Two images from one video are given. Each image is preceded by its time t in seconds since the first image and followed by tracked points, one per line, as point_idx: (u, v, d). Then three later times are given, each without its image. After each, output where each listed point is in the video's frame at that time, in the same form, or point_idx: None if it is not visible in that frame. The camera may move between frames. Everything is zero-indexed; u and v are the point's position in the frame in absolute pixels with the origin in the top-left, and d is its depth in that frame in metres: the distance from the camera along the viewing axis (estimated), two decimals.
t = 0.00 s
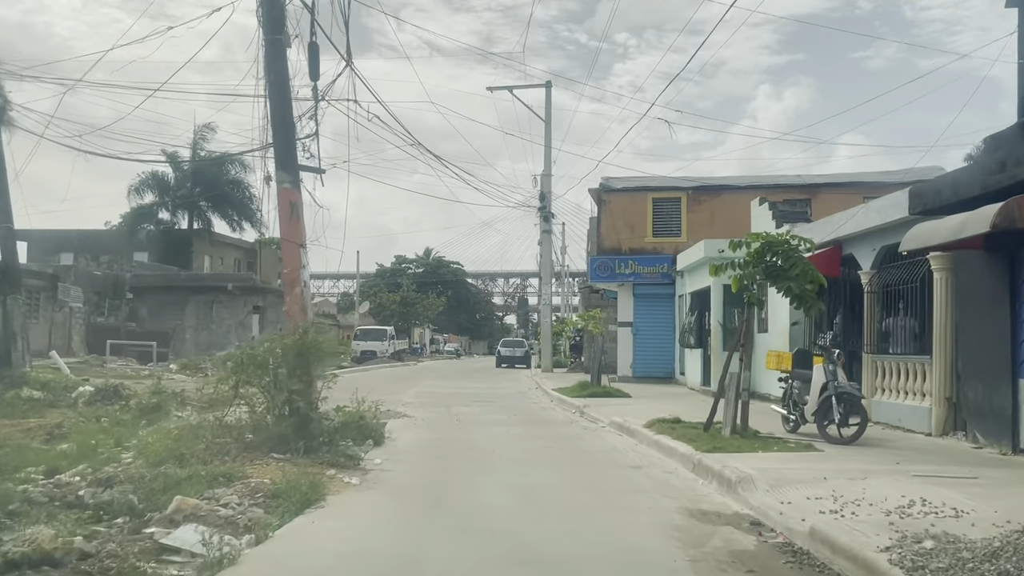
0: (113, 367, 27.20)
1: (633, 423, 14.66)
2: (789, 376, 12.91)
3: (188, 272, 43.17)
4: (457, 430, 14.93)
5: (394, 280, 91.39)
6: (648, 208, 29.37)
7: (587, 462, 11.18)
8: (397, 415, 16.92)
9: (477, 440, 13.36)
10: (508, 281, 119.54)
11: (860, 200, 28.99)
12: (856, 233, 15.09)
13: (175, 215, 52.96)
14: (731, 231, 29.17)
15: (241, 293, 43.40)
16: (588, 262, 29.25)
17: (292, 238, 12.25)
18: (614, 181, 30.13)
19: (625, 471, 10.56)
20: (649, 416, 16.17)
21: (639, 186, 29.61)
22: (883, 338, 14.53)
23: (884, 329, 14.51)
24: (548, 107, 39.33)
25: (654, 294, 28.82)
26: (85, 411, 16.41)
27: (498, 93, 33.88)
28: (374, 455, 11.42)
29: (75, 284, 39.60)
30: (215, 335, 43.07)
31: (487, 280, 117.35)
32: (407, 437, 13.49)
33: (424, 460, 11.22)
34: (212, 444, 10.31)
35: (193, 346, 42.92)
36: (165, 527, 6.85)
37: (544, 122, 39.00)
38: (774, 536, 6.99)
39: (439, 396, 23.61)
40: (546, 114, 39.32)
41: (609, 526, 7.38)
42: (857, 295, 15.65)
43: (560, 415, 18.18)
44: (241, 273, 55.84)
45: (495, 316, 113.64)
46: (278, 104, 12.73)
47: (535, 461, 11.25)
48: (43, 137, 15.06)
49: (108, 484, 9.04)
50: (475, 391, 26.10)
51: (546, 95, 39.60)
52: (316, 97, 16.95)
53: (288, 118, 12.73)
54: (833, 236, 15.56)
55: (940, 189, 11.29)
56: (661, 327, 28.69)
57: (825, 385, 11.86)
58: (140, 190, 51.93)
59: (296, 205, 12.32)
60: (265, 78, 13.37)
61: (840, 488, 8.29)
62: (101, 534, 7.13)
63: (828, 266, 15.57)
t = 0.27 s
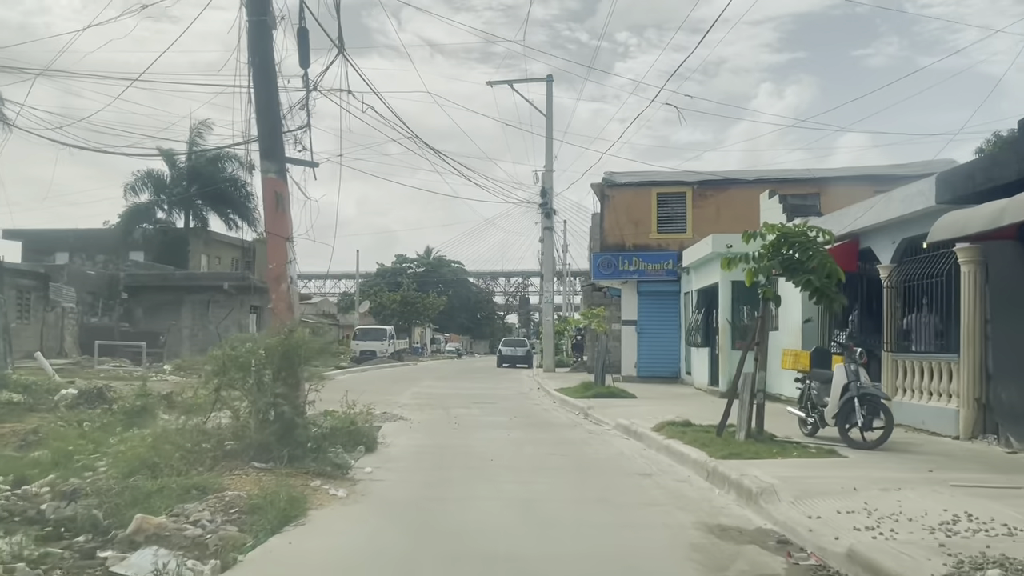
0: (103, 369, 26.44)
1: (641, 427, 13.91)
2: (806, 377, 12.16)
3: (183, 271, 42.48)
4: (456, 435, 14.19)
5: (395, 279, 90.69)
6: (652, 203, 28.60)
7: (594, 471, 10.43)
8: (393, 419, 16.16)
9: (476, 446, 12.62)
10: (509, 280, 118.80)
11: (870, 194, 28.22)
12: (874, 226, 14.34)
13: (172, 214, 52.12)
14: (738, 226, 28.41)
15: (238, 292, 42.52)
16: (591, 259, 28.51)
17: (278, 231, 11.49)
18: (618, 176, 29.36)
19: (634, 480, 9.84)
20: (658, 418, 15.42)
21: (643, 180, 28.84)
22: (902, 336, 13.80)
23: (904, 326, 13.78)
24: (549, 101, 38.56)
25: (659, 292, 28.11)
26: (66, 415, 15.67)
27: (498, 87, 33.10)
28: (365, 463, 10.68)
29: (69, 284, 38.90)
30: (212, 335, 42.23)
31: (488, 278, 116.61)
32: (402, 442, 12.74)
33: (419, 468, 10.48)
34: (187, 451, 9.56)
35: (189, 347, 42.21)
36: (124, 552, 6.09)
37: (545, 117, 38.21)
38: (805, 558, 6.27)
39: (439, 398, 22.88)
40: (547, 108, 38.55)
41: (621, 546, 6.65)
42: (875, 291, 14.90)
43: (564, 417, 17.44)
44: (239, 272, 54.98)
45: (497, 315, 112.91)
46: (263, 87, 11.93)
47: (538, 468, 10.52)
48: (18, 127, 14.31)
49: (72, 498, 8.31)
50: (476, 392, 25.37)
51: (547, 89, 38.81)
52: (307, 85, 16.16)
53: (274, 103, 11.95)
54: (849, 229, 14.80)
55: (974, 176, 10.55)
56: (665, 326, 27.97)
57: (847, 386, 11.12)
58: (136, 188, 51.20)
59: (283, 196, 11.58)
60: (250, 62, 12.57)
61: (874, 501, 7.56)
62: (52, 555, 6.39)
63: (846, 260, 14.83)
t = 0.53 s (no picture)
0: (94, 372, 25.71)
1: (650, 431, 13.18)
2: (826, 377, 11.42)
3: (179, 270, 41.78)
4: (455, 439, 13.45)
5: (396, 279, 89.93)
6: (658, 198, 27.83)
7: (602, 480, 9.70)
8: (389, 422, 15.43)
9: (475, 451, 11.88)
10: (511, 279, 118.03)
11: (882, 187, 27.44)
12: (896, 218, 13.59)
13: (170, 213, 51.35)
14: (746, 221, 27.63)
15: (235, 291, 41.49)
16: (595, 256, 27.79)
17: (264, 224, 10.76)
18: (622, 170, 28.60)
19: (646, 490, 9.11)
20: (669, 420, 14.69)
21: (648, 174, 28.08)
22: (927, 333, 13.02)
23: (929, 323, 13.01)
24: (552, 96, 37.79)
25: (665, 289, 27.36)
26: (45, 419, 14.94)
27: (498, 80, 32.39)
28: (356, 473, 9.94)
29: (62, 284, 38.19)
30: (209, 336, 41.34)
31: (490, 278, 115.83)
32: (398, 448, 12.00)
33: (414, 477, 9.74)
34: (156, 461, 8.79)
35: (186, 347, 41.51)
36: None
37: (547, 112, 37.44)
38: None
39: (438, 399, 22.16)
40: (549, 102, 37.79)
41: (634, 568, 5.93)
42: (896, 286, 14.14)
43: (568, 419, 16.71)
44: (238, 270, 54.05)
45: (499, 314, 112.13)
46: (246, 68, 11.15)
47: (542, 477, 9.80)
48: None
49: (31, 513, 7.57)
50: (477, 393, 24.64)
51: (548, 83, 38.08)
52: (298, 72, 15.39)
53: (258, 86, 11.18)
54: (870, 220, 14.06)
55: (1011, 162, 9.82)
56: (671, 324, 27.22)
57: (872, 388, 10.36)
58: (132, 187, 50.54)
59: (268, 187, 10.83)
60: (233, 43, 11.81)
61: (915, 517, 6.84)
62: None
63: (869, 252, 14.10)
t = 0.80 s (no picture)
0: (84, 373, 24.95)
1: (662, 435, 12.40)
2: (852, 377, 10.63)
3: (175, 269, 41.01)
4: (454, 444, 12.67)
5: (397, 279, 89.21)
6: (664, 193, 27.03)
7: (614, 491, 8.90)
8: (385, 427, 14.65)
9: (475, 458, 11.09)
10: (513, 278, 117.32)
11: (894, 180, 26.63)
12: (921, 208, 12.80)
13: (166, 211, 50.58)
14: (755, 216, 26.82)
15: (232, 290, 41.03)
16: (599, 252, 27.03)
17: (245, 214, 10.00)
18: (627, 164, 27.81)
19: (662, 502, 8.33)
20: (680, 423, 13.90)
21: (654, 168, 27.28)
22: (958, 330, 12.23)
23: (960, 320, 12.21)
24: (553, 89, 36.97)
25: (672, 286, 26.59)
26: (23, 425, 14.18)
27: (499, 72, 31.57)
28: (344, 484, 9.15)
29: (56, 284, 37.45)
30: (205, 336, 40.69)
31: (492, 277, 115.11)
32: (392, 455, 11.21)
33: (408, 488, 8.96)
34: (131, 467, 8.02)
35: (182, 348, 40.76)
36: None
37: (549, 106, 36.64)
38: None
39: (438, 400, 21.39)
40: (551, 96, 36.99)
41: None
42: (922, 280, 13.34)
43: (573, 422, 15.92)
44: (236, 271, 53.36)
45: (501, 313, 111.41)
46: (227, 47, 10.35)
47: (547, 487, 9.02)
48: None
49: None
50: (479, 394, 23.87)
51: (550, 76, 37.26)
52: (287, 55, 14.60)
53: (241, 67, 10.39)
54: (893, 211, 13.27)
55: None
56: (678, 322, 26.47)
57: (904, 389, 9.57)
58: (129, 185, 49.87)
59: (252, 176, 10.06)
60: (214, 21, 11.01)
61: (971, 537, 6.06)
62: None
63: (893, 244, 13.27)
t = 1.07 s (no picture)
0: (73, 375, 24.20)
1: (675, 440, 11.60)
2: (881, 378, 9.85)
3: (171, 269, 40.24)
4: (453, 450, 11.89)
5: (399, 279, 88.51)
6: (670, 187, 26.24)
7: (626, 504, 8.12)
8: (380, 432, 13.87)
9: (475, 467, 10.31)
10: (516, 278, 116.60)
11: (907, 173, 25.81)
12: (948, 196, 12.00)
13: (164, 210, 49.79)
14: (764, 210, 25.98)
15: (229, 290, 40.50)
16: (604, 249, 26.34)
17: (223, 205, 9.23)
18: (631, 158, 27.04)
19: (681, 518, 7.54)
20: (693, 427, 13.11)
21: (659, 161, 26.51)
22: (990, 327, 11.42)
23: (991, 316, 11.40)
24: (556, 83, 36.18)
25: (679, 284, 25.79)
26: None
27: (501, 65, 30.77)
28: (330, 496, 8.37)
29: (49, 284, 36.69)
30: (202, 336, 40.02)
31: (494, 277, 114.40)
32: (386, 464, 10.43)
33: (400, 501, 8.18)
34: (84, 485, 6.90)
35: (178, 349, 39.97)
36: None
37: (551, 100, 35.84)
38: None
39: (438, 402, 20.61)
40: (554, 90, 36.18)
41: None
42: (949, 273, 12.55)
43: (579, 425, 15.14)
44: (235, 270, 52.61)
45: (504, 313, 110.69)
46: (204, 22, 9.57)
47: (553, 499, 8.24)
48: None
49: None
50: (480, 395, 23.08)
51: (553, 69, 36.46)
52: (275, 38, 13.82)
53: (218, 44, 9.63)
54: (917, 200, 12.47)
55: None
56: (686, 320, 25.66)
57: (942, 391, 8.77)
58: (125, 183, 48.77)
59: (230, 161, 9.30)
60: None
61: None
62: None
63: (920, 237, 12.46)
